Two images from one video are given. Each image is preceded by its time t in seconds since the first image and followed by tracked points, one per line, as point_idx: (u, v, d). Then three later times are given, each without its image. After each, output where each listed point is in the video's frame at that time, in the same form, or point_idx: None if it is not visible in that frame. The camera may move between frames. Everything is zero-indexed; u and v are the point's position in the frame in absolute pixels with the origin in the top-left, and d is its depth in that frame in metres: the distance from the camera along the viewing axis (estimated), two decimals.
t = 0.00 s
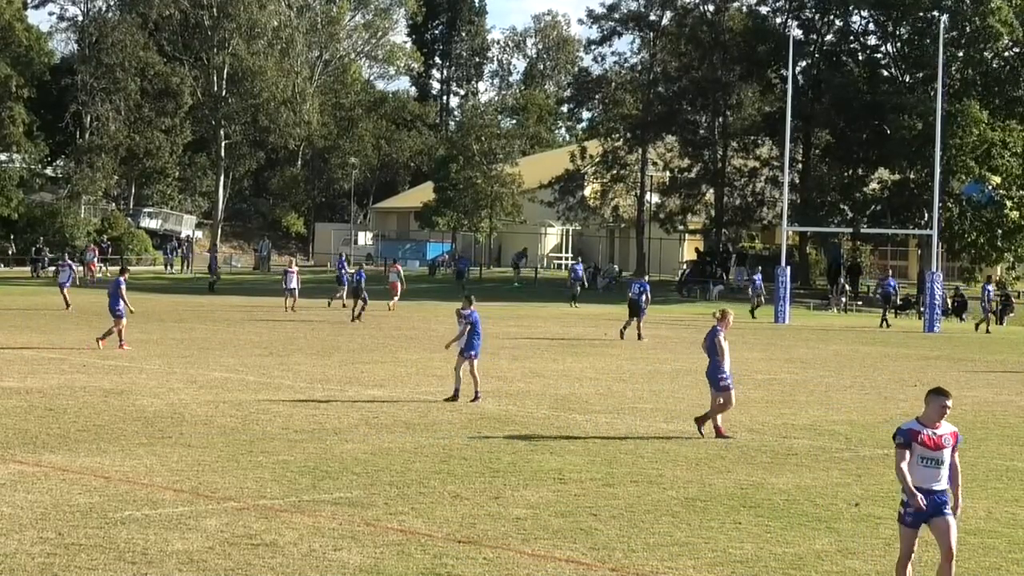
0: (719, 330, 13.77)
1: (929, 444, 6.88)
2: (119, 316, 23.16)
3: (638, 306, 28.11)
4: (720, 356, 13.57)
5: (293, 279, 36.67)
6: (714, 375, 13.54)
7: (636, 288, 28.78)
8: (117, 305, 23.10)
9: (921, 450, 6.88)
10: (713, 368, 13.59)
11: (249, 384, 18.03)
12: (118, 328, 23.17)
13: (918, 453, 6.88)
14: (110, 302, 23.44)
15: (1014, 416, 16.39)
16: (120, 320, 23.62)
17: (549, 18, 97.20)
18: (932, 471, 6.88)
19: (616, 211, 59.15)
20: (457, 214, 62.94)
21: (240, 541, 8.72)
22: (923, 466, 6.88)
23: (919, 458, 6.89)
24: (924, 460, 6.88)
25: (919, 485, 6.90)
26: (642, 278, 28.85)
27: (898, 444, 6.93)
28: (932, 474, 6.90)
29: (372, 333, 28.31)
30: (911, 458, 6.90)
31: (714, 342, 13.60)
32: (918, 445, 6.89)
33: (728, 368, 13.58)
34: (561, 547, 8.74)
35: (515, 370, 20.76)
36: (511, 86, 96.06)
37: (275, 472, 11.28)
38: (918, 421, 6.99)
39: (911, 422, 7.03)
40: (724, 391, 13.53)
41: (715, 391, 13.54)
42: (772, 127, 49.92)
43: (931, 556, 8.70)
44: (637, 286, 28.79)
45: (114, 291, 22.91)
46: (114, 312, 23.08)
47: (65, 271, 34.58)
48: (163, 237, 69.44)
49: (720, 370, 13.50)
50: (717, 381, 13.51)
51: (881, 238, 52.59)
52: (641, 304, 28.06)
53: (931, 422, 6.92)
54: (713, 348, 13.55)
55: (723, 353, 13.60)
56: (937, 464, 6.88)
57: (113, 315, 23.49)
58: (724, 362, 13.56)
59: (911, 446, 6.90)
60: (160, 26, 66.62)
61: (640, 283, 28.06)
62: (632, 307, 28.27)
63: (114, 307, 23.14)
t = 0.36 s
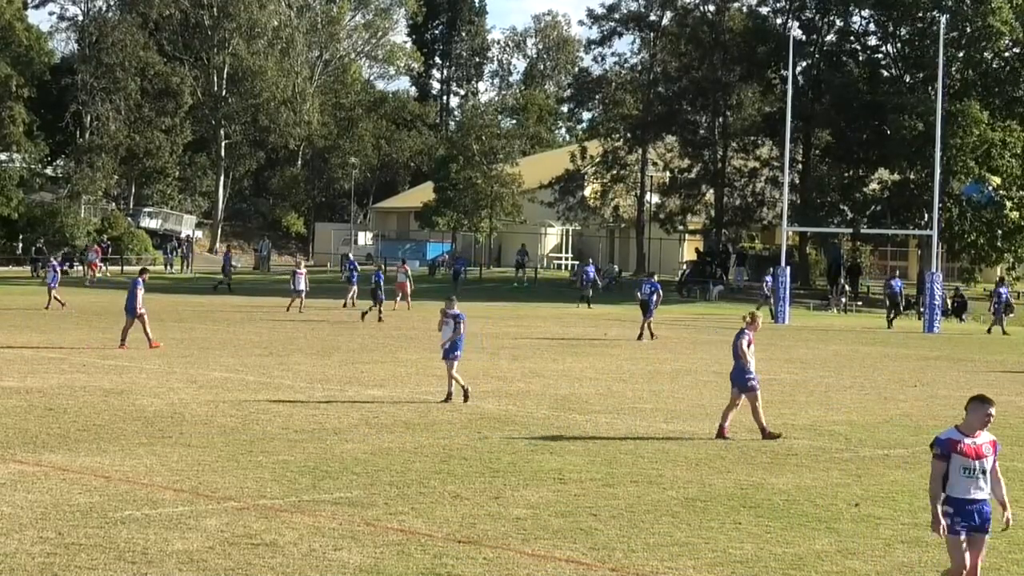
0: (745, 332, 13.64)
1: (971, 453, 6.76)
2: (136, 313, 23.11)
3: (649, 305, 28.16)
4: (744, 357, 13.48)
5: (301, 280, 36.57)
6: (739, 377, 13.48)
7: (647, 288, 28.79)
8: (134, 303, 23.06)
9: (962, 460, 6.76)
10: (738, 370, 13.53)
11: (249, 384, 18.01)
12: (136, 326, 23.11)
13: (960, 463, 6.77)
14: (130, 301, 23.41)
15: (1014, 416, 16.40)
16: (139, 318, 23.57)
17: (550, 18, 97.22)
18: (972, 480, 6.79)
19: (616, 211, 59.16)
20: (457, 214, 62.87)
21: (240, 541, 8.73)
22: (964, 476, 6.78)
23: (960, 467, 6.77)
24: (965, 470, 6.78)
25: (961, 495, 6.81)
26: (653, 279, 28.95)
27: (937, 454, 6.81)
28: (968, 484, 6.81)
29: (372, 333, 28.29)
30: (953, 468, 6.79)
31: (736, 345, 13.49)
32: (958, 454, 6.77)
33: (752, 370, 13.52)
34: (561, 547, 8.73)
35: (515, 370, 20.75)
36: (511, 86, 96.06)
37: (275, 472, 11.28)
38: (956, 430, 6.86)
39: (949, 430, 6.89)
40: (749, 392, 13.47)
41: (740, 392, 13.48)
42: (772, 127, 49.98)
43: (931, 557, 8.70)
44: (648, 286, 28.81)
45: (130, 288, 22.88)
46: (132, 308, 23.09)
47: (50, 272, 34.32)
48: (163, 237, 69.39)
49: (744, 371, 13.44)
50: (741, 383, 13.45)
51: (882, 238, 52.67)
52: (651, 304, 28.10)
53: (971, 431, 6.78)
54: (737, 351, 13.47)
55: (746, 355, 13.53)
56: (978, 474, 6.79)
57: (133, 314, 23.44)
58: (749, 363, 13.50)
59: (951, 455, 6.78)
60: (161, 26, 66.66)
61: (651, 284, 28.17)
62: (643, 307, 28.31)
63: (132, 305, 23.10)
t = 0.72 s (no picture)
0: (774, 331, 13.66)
1: (1017, 466, 6.49)
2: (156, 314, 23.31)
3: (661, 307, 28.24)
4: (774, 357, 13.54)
5: (309, 281, 36.53)
6: (769, 377, 13.57)
7: (659, 288, 28.84)
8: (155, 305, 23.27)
9: (1010, 473, 6.47)
10: (768, 369, 13.60)
11: (250, 384, 18.00)
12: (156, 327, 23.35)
13: (1005, 476, 6.49)
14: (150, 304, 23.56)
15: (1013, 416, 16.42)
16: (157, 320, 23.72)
17: (550, 18, 97.25)
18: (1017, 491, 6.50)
19: (616, 212, 59.17)
20: (457, 214, 62.85)
21: (240, 541, 8.72)
22: (1007, 489, 6.49)
23: (1005, 479, 6.49)
24: (1011, 482, 6.49)
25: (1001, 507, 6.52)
26: (664, 279, 28.97)
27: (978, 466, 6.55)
28: (1011, 495, 6.51)
29: (372, 333, 28.27)
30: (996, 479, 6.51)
31: (768, 345, 13.54)
32: (1004, 468, 6.49)
33: (782, 370, 13.59)
34: (561, 547, 8.73)
35: (515, 370, 20.75)
36: (511, 86, 96.10)
37: (275, 472, 11.27)
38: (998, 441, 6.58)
39: (991, 442, 6.61)
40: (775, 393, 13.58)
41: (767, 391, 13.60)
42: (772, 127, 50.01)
43: (932, 557, 8.70)
44: (659, 286, 28.86)
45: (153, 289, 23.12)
46: (155, 312, 23.19)
47: (33, 266, 33.90)
48: (162, 237, 69.36)
49: (773, 372, 13.52)
50: (769, 383, 13.55)
51: (881, 238, 52.71)
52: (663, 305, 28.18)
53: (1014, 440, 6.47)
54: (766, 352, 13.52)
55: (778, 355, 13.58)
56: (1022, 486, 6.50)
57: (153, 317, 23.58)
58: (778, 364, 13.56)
59: (995, 468, 6.51)
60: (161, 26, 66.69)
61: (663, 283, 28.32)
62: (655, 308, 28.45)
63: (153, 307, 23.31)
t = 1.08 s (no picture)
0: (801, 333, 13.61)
1: None
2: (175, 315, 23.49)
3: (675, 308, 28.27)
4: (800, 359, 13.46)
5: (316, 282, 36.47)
6: (794, 378, 13.45)
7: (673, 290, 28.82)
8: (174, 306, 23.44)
9: None
10: (794, 370, 13.50)
11: (250, 384, 17.99)
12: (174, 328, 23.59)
13: None
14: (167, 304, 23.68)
15: (1013, 416, 16.42)
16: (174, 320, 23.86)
17: (550, 18, 97.21)
18: None
19: (616, 212, 59.17)
20: (457, 214, 62.87)
21: (240, 541, 8.72)
22: None
23: None
24: None
25: None
26: (680, 280, 28.94)
27: None
28: None
29: (372, 334, 28.25)
30: None
31: (795, 344, 13.47)
32: None
33: (808, 370, 13.48)
34: (561, 547, 8.73)
35: (515, 369, 20.74)
36: (511, 86, 96.08)
37: (275, 472, 11.27)
38: None
39: None
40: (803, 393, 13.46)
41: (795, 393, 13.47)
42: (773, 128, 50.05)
43: (932, 557, 8.69)
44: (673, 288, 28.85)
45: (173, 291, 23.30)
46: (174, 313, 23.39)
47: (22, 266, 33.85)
48: (163, 236, 69.34)
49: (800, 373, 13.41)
50: (796, 384, 13.44)
51: (882, 239, 52.67)
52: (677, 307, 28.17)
53: None
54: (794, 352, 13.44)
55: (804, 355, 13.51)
56: None
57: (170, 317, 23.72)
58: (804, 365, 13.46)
59: None
60: (162, 26, 66.71)
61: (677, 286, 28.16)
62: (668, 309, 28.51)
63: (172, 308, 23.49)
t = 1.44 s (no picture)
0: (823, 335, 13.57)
1: None
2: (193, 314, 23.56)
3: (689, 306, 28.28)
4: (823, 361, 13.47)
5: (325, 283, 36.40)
6: (816, 377, 13.46)
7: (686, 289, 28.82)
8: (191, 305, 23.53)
9: None
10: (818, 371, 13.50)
11: (249, 384, 17.97)
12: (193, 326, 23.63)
13: None
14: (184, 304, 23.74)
15: (1013, 416, 16.39)
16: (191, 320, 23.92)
17: (550, 17, 97.19)
18: None
19: (616, 211, 59.15)
20: (457, 213, 62.81)
21: (240, 541, 8.72)
22: None
23: None
24: None
25: None
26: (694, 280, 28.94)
27: None
28: None
29: (372, 333, 28.22)
30: None
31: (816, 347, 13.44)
32: None
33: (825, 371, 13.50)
34: (560, 546, 8.73)
35: (515, 369, 20.72)
36: (511, 86, 96.06)
37: (275, 472, 11.27)
38: None
39: None
40: (827, 392, 13.47)
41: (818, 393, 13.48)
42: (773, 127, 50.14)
43: (932, 557, 8.69)
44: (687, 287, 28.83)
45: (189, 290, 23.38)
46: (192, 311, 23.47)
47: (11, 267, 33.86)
48: (163, 236, 69.33)
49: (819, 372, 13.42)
50: (818, 383, 13.44)
51: (882, 238, 52.66)
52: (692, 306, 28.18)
53: None
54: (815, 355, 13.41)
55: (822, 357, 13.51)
56: None
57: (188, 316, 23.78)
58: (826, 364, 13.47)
59: None
60: (162, 26, 66.71)
61: (692, 284, 27.99)
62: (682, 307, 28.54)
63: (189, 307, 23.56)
